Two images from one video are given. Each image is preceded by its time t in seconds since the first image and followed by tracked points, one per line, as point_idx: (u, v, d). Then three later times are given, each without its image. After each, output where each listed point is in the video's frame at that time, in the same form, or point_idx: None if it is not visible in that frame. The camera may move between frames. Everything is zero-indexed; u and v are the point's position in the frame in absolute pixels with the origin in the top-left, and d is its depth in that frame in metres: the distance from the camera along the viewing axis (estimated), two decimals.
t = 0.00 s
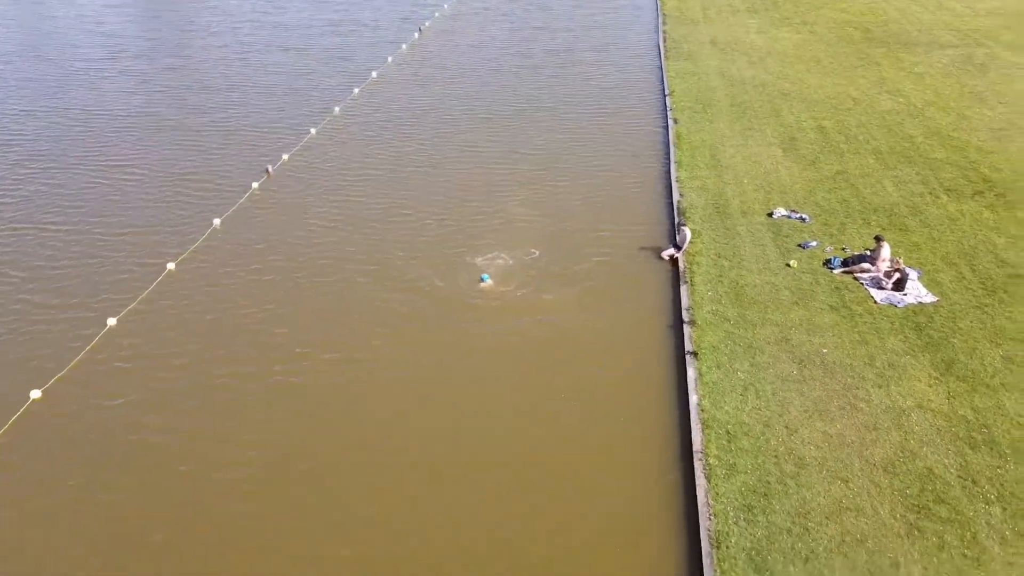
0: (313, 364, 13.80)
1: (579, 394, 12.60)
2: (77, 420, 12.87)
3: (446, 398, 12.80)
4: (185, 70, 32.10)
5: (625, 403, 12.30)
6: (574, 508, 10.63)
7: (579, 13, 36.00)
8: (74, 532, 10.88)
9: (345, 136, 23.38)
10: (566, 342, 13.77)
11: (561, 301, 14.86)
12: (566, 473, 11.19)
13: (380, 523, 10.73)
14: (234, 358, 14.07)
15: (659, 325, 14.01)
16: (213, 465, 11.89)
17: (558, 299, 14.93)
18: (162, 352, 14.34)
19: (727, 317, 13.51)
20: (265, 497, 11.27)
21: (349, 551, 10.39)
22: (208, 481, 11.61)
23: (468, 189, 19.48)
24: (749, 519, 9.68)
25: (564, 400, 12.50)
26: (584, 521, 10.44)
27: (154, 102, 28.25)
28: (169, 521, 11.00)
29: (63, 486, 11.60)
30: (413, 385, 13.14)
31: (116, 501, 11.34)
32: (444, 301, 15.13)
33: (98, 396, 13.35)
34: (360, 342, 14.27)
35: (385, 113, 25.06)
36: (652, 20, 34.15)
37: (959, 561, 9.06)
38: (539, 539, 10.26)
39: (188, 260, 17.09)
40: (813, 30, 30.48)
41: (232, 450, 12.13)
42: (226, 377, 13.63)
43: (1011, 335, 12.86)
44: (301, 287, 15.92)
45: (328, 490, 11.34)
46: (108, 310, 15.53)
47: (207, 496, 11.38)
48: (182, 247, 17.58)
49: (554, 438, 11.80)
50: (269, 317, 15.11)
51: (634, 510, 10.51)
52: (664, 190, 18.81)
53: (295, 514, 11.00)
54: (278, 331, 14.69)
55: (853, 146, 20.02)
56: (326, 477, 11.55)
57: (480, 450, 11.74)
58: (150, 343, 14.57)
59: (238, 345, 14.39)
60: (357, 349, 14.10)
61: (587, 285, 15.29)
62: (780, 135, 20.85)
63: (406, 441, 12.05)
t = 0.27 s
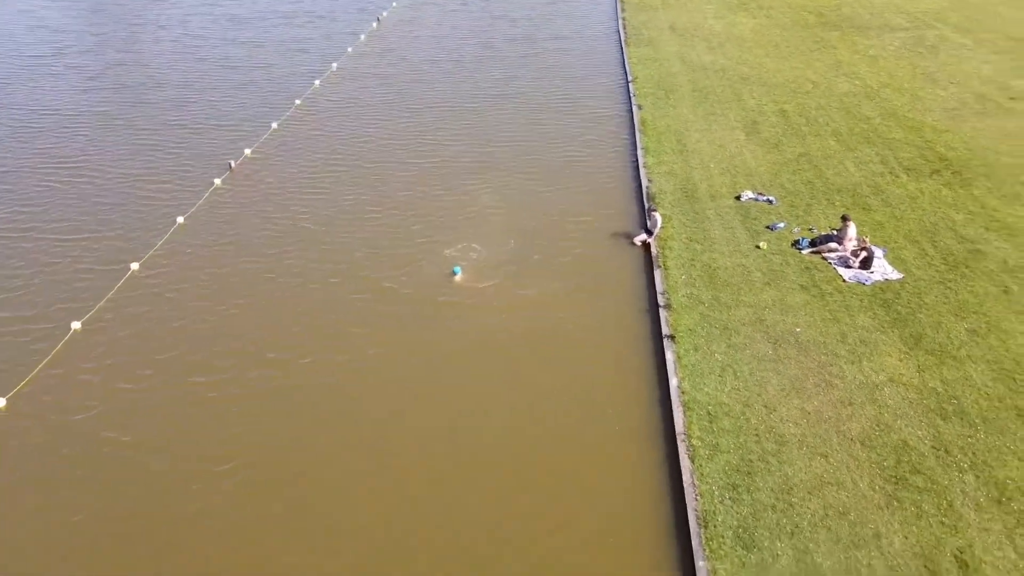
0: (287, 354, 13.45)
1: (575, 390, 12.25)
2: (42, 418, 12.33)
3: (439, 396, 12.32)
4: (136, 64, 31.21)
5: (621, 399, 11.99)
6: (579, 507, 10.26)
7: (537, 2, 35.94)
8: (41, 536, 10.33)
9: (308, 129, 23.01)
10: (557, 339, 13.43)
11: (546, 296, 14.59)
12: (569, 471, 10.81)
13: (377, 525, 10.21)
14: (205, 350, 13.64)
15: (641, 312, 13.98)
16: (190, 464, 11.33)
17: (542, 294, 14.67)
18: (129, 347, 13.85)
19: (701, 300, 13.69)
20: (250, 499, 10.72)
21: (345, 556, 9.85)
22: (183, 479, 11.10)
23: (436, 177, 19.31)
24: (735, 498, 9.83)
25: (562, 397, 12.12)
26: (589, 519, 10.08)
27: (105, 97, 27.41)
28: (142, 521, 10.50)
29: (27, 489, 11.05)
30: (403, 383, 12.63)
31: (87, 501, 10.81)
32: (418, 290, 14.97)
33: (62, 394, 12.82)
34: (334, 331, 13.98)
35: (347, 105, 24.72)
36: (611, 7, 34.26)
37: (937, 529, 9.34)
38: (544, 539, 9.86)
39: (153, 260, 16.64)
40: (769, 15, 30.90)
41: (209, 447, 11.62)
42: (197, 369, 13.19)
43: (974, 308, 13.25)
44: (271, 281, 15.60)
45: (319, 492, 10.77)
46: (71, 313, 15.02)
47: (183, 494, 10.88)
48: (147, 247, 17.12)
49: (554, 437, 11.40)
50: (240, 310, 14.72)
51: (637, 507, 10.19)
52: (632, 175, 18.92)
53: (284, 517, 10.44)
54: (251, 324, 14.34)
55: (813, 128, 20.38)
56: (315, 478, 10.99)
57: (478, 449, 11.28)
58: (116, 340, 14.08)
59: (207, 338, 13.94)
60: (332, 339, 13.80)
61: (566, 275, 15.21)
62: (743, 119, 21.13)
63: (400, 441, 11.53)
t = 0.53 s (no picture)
0: (273, 352, 13.30)
1: (574, 387, 12.17)
2: (23, 424, 12.04)
3: (436, 396, 12.20)
4: (100, 59, 30.49)
5: (620, 395, 11.92)
6: (581, 504, 10.20)
7: None
8: (28, 544, 10.10)
9: (282, 123, 22.70)
10: (553, 334, 13.31)
11: (535, 288, 14.53)
12: (570, 469, 10.75)
13: (377, 527, 10.12)
14: (189, 351, 13.43)
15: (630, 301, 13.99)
16: (180, 466, 11.16)
17: (527, 284, 14.66)
18: (110, 349, 13.58)
19: (686, 287, 13.78)
20: (244, 501, 10.58)
21: (344, 556, 9.77)
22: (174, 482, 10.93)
23: (415, 169, 19.17)
24: (729, 482, 9.95)
25: (561, 394, 12.04)
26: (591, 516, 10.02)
27: (70, 93, 26.74)
28: (133, 525, 10.32)
29: (11, 496, 10.79)
30: (393, 379, 12.56)
31: (75, 506, 10.59)
32: (403, 283, 14.87)
33: (43, 399, 12.53)
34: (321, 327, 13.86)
35: (321, 98, 24.43)
36: None
37: (927, 505, 9.54)
38: (547, 538, 9.80)
39: (130, 259, 16.31)
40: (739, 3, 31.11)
41: (199, 449, 11.45)
42: (181, 370, 12.98)
43: (952, 288, 13.51)
44: (253, 278, 15.39)
45: (315, 492, 10.67)
46: (47, 314, 14.67)
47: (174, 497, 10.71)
48: (122, 246, 16.77)
49: (554, 435, 11.33)
50: (222, 308, 14.51)
51: (637, 502, 10.15)
52: (611, 164, 18.96)
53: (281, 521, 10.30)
54: (234, 321, 14.14)
55: (788, 114, 20.60)
56: (313, 481, 10.85)
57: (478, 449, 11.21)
58: (97, 342, 13.79)
59: (190, 338, 13.73)
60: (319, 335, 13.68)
61: (553, 266, 15.15)
62: (719, 106, 21.27)
63: (398, 442, 11.41)
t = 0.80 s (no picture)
0: (273, 349, 13.23)
1: (581, 384, 11.99)
2: (22, 424, 11.91)
3: (442, 396, 12.03)
4: (85, 53, 30.08)
5: (628, 393, 11.72)
6: (589, 504, 10.04)
7: None
8: (25, 546, 9.96)
9: (273, 117, 22.52)
10: (560, 332, 13.13)
11: (534, 280, 14.50)
12: (578, 469, 10.58)
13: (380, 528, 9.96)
14: (187, 348, 13.32)
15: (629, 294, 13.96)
16: (183, 464, 11.08)
17: (526, 276, 14.63)
18: (108, 347, 13.44)
19: (685, 277, 13.81)
20: (248, 497, 10.52)
21: (351, 549, 9.73)
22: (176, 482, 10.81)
23: (409, 162, 19.07)
24: (734, 470, 9.99)
25: (569, 393, 11.85)
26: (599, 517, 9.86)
27: (55, 88, 26.36)
28: (134, 525, 10.19)
29: (9, 497, 10.65)
30: (394, 372, 12.52)
31: (77, 506, 10.49)
32: (401, 277, 14.81)
33: (41, 398, 12.39)
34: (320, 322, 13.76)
35: (312, 92, 24.25)
36: None
37: (930, 490, 9.63)
38: (552, 539, 9.64)
39: (124, 255, 16.13)
40: None
41: (199, 450, 11.33)
42: (180, 367, 12.88)
43: (948, 276, 13.62)
44: (250, 273, 15.28)
45: (319, 486, 10.62)
46: (41, 311, 14.49)
47: (177, 498, 10.59)
48: (115, 242, 16.58)
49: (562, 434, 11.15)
50: (220, 305, 14.40)
51: (645, 503, 10.00)
52: (606, 155, 18.94)
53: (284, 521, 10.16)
54: (232, 317, 14.03)
55: (780, 104, 20.66)
56: (316, 481, 10.70)
57: (485, 448, 11.03)
58: (94, 341, 13.65)
59: (189, 335, 13.63)
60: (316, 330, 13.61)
61: (553, 260, 15.09)
62: (712, 96, 21.30)
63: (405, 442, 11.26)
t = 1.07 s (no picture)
0: (275, 338, 13.10)
1: (589, 383, 11.81)
2: (21, 415, 11.69)
3: (450, 389, 11.85)
4: (70, 44, 29.63)
5: (637, 391, 11.56)
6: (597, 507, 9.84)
7: None
8: (24, 539, 9.74)
9: (266, 107, 22.30)
10: (566, 329, 12.93)
11: (535, 269, 14.47)
12: (586, 470, 10.38)
13: (383, 524, 9.75)
14: (188, 338, 13.16)
15: (631, 284, 13.92)
16: (187, 453, 10.93)
17: (527, 265, 14.60)
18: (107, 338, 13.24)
19: (687, 265, 13.83)
20: (255, 486, 10.41)
21: (361, 536, 9.64)
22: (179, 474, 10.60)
23: (406, 152, 18.95)
24: (742, 456, 10.04)
25: (577, 392, 11.66)
26: (607, 519, 9.68)
27: (41, 79, 25.96)
28: (136, 518, 9.98)
29: (11, 488, 10.45)
30: (399, 362, 12.45)
31: (81, 496, 10.31)
32: (402, 266, 14.73)
33: (40, 389, 12.18)
34: (322, 312, 13.64)
35: (304, 82, 24.03)
36: None
37: (936, 473, 9.72)
38: (560, 534, 9.55)
39: (119, 246, 15.90)
40: None
41: (202, 442, 11.11)
42: (182, 357, 12.71)
43: (947, 261, 13.71)
44: (249, 263, 15.12)
45: (326, 474, 10.53)
46: (37, 303, 14.25)
47: (179, 490, 10.37)
48: (110, 233, 16.35)
49: (571, 433, 10.96)
50: (219, 295, 14.24)
51: (653, 505, 9.85)
52: (603, 143, 18.90)
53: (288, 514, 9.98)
54: (232, 307, 13.88)
55: (776, 91, 20.68)
56: (319, 476, 10.50)
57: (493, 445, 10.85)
58: (92, 331, 13.44)
59: (189, 325, 13.45)
60: (318, 320, 13.50)
61: (554, 251, 14.98)
62: (707, 84, 21.28)
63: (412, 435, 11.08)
